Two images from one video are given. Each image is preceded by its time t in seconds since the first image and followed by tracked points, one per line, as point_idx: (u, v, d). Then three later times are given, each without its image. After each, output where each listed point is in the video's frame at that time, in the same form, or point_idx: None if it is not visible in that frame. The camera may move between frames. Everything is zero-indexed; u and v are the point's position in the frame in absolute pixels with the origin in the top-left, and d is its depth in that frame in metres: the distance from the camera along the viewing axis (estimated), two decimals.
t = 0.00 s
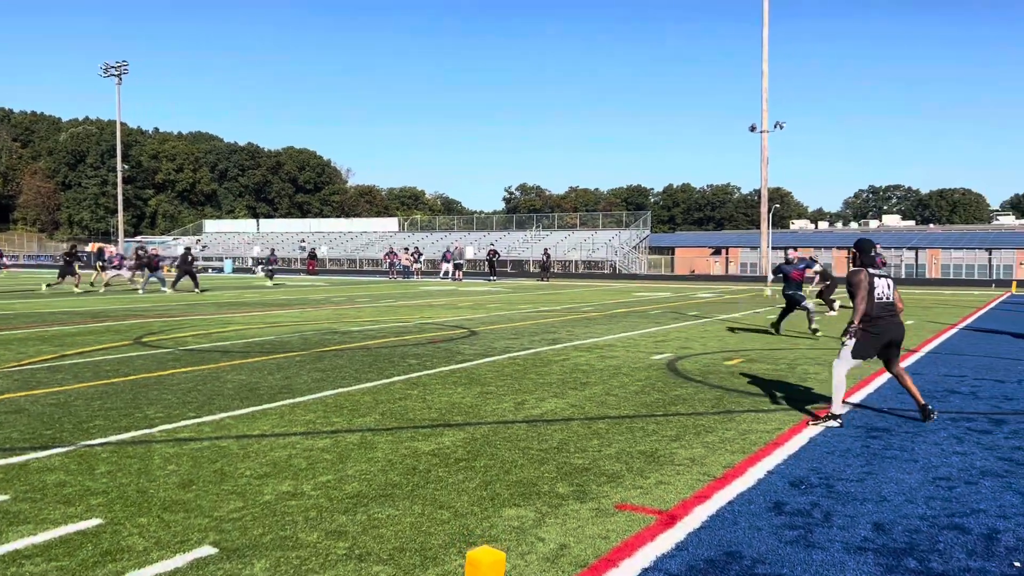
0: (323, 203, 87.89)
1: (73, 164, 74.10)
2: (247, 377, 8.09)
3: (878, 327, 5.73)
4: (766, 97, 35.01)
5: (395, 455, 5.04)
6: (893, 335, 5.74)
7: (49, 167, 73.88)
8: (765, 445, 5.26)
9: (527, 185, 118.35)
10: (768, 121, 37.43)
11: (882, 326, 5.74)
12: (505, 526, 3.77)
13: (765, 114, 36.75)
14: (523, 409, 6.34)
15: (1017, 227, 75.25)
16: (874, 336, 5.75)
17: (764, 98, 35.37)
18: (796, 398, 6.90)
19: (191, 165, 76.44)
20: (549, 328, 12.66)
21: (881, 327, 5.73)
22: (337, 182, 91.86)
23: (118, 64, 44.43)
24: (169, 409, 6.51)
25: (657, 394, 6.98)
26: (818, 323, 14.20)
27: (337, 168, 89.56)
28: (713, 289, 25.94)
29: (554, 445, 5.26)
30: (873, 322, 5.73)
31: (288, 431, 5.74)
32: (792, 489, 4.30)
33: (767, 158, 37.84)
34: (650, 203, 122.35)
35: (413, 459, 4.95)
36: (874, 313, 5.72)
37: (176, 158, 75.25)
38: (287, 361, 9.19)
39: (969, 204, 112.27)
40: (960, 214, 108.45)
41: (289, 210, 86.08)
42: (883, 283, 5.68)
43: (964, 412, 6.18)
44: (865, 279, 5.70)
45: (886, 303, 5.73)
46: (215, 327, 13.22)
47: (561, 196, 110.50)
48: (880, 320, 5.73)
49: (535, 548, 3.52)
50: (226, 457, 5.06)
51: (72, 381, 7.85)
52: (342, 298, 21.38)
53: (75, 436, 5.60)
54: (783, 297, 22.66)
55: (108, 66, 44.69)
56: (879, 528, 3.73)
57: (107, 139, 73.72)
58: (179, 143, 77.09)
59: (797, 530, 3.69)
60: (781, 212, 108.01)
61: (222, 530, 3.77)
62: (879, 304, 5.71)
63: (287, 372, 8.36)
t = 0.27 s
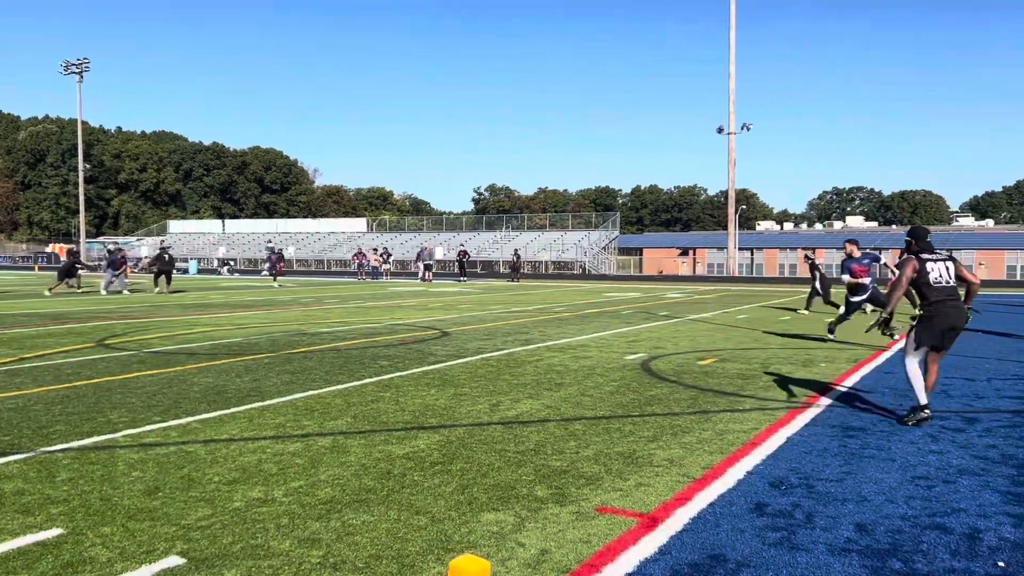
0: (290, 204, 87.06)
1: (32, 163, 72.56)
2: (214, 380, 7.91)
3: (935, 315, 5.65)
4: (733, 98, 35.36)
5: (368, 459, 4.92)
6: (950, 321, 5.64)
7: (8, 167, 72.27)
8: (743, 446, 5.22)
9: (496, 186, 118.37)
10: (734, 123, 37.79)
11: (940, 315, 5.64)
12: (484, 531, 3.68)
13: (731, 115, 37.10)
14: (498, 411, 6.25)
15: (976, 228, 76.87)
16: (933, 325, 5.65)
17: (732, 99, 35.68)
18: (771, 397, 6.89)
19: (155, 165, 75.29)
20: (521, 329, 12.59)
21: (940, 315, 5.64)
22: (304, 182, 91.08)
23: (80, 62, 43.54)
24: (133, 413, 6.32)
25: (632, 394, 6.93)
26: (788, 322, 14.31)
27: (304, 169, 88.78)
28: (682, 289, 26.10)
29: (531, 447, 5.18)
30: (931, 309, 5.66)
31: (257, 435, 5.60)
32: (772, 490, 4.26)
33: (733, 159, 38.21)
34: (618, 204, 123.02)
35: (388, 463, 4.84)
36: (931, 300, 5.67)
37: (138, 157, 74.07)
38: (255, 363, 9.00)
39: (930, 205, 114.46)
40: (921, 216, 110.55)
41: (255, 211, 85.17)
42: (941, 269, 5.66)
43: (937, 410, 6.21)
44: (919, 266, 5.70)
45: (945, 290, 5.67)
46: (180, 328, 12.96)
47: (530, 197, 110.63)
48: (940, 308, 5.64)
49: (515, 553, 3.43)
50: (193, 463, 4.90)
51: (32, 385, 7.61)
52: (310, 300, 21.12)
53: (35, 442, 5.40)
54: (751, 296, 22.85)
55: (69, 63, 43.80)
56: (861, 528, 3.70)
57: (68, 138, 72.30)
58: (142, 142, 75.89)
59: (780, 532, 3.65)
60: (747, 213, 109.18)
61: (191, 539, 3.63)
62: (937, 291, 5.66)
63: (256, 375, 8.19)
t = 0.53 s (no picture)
0: (257, 201, 86.09)
1: None
2: (184, 381, 7.70)
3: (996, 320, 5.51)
4: (702, 96, 35.58)
5: (348, 462, 4.80)
6: (1008, 331, 5.50)
7: None
8: (729, 445, 5.17)
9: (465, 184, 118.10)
10: (703, 121, 38.06)
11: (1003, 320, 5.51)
12: (473, 537, 3.57)
13: (700, 113, 37.36)
14: (479, 411, 6.15)
15: (938, 226, 78.32)
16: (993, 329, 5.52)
17: (701, 98, 35.87)
18: (752, 394, 6.86)
19: (119, 162, 73.97)
20: (496, 327, 12.48)
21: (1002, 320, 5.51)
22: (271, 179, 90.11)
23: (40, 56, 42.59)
24: (101, 416, 6.12)
25: (613, 393, 6.86)
26: (761, 319, 14.37)
27: (271, 166, 87.82)
28: (654, 287, 26.20)
29: (514, 448, 5.08)
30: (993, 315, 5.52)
31: (231, 438, 5.44)
32: (762, 490, 4.20)
33: (702, 157, 38.48)
34: (587, 202, 123.42)
35: (368, 466, 4.72)
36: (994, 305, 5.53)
37: (101, 153, 72.69)
38: (227, 363, 8.80)
39: (893, 203, 116.34)
40: (884, 214, 112.43)
41: (221, 208, 84.11)
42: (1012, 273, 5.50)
43: (918, 407, 6.22)
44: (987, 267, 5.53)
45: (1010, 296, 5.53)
46: (147, 328, 12.67)
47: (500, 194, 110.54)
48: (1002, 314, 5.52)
49: (506, 560, 3.33)
50: (166, 468, 4.73)
51: None
52: (280, 298, 20.82)
53: None
54: (722, 294, 22.99)
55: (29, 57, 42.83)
56: (856, 529, 3.65)
57: (28, 135, 70.77)
58: (105, 139, 74.52)
59: (774, 534, 3.59)
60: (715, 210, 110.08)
61: (167, 549, 3.48)
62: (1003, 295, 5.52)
63: (227, 376, 7.99)
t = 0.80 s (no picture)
0: (225, 195, 85.04)
1: None
2: (155, 380, 7.51)
3: None
4: (674, 92, 35.73)
5: (327, 465, 4.67)
6: None
7: None
8: (714, 443, 5.13)
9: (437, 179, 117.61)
10: (675, 117, 38.20)
11: None
12: (459, 542, 3.47)
13: (672, 109, 37.50)
14: (459, 410, 6.06)
15: (903, 221, 79.60)
16: None
17: (673, 93, 36.00)
18: (733, 391, 6.84)
19: (83, 155, 72.60)
20: (472, 324, 12.39)
21: None
22: (239, 173, 89.07)
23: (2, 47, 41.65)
24: (69, 417, 5.93)
25: (594, 390, 6.81)
26: (736, 315, 14.41)
27: (239, 160, 86.72)
28: (628, 283, 26.23)
29: (497, 448, 4.99)
30: None
31: (206, 440, 5.28)
32: (750, 490, 4.15)
33: (674, 152, 38.62)
34: (558, 198, 123.47)
35: (349, 468, 4.60)
36: None
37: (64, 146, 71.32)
38: (199, 362, 8.62)
39: (859, 199, 117.80)
40: (850, 209, 113.98)
41: (189, 203, 82.99)
42: None
43: (898, 403, 6.23)
44: None
45: None
46: (114, 326, 12.39)
47: (471, 189, 110.23)
48: None
49: (495, 566, 3.24)
50: (138, 471, 4.58)
51: None
52: (251, 294, 20.53)
53: None
54: (695, 289, 23.07)
55: None
56: (847, 528, 3.61)
57: None
58: (68, 131, 73.10)
59: (765, 535, 3.53)
60: (685, 206, 110.66)
61: (142, 558, 3.34)
62: None
63: (199, 374, 7.82)
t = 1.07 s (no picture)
0: (196, 187, 84.00)
1: None
2: (126, 376, 7.32)
3: None
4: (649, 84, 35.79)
5: (307, 462, 4.55)
6: None
7: None
8: (701, 435, 5.06)
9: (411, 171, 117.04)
10: (650, 109, 38.29)
11: None
12: (447, 541, 3.38)
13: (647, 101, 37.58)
14: (441, 405, 5.96)
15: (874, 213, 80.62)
16: None
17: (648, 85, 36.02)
18: (716, 383, 6.80)
19: (49, 146, 71.29)
20: (451, 317, 12.29)
21: None
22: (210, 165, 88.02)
23: None
24: (38, 415, 5.74)
25: (577, 384, 6.73)
26: (714, 306, 14.44)
27: (211, 151, 85.68)
28: (605, 275, 26.24)
29: (482, 443, 4.90)
30: None
31: (181, 437, 5.13)
32: (740, 483, 4.09)
33: (649, 145, 38.72)
34: (533, 190, 123.45)
35: (330, 465, 4.48)
36: None
37: (30, 137, 69.92)
38: (172, 357, 8.44)
39: (831, 191, 118.99)
40: (822, 202, 115.15)
41: (159, 195, 81.83)
42: None
43: (882, 394, 6.21)
44: None
45: None
46: (84, 320, 12.13)
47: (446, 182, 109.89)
48: None
49: (485, 566, 3.14)
50: (110, 470, 4.42)
51: None
52: (225, 288, 20.25)
53: None
54: (672, 281, 23.12)
55: None
56: (840, 522, 3.56)
57: None
58: (34, 122, 71.74)
59: (758, 530, 3.47)
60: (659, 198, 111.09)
61: (116, 562, 3.21)
62: None
63: (173, 369, 7.63)
